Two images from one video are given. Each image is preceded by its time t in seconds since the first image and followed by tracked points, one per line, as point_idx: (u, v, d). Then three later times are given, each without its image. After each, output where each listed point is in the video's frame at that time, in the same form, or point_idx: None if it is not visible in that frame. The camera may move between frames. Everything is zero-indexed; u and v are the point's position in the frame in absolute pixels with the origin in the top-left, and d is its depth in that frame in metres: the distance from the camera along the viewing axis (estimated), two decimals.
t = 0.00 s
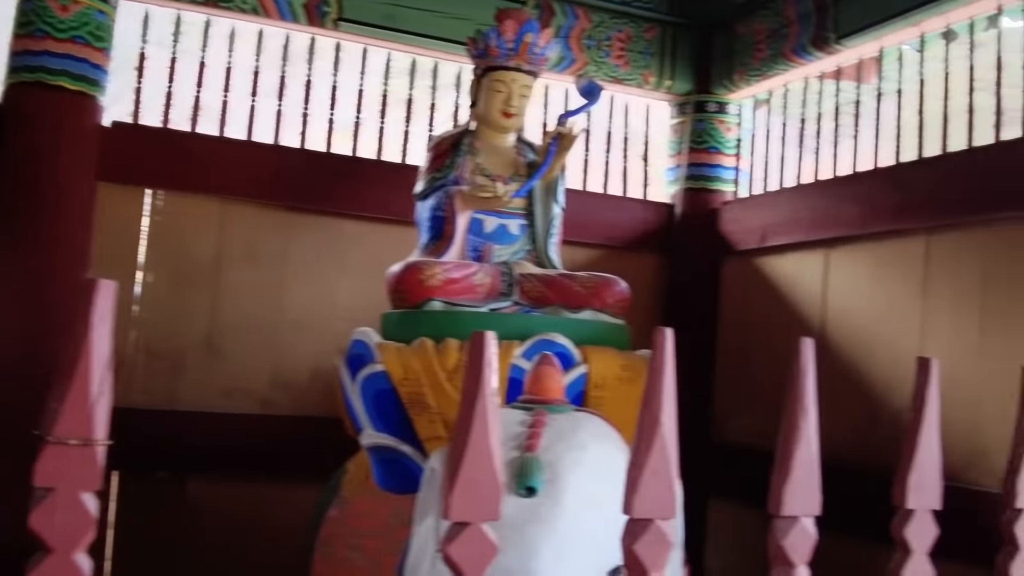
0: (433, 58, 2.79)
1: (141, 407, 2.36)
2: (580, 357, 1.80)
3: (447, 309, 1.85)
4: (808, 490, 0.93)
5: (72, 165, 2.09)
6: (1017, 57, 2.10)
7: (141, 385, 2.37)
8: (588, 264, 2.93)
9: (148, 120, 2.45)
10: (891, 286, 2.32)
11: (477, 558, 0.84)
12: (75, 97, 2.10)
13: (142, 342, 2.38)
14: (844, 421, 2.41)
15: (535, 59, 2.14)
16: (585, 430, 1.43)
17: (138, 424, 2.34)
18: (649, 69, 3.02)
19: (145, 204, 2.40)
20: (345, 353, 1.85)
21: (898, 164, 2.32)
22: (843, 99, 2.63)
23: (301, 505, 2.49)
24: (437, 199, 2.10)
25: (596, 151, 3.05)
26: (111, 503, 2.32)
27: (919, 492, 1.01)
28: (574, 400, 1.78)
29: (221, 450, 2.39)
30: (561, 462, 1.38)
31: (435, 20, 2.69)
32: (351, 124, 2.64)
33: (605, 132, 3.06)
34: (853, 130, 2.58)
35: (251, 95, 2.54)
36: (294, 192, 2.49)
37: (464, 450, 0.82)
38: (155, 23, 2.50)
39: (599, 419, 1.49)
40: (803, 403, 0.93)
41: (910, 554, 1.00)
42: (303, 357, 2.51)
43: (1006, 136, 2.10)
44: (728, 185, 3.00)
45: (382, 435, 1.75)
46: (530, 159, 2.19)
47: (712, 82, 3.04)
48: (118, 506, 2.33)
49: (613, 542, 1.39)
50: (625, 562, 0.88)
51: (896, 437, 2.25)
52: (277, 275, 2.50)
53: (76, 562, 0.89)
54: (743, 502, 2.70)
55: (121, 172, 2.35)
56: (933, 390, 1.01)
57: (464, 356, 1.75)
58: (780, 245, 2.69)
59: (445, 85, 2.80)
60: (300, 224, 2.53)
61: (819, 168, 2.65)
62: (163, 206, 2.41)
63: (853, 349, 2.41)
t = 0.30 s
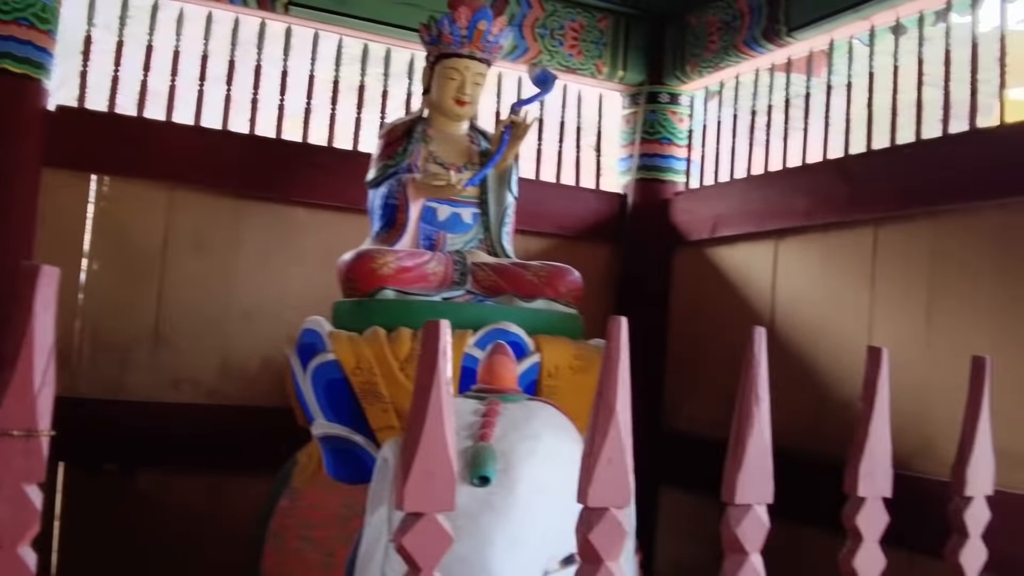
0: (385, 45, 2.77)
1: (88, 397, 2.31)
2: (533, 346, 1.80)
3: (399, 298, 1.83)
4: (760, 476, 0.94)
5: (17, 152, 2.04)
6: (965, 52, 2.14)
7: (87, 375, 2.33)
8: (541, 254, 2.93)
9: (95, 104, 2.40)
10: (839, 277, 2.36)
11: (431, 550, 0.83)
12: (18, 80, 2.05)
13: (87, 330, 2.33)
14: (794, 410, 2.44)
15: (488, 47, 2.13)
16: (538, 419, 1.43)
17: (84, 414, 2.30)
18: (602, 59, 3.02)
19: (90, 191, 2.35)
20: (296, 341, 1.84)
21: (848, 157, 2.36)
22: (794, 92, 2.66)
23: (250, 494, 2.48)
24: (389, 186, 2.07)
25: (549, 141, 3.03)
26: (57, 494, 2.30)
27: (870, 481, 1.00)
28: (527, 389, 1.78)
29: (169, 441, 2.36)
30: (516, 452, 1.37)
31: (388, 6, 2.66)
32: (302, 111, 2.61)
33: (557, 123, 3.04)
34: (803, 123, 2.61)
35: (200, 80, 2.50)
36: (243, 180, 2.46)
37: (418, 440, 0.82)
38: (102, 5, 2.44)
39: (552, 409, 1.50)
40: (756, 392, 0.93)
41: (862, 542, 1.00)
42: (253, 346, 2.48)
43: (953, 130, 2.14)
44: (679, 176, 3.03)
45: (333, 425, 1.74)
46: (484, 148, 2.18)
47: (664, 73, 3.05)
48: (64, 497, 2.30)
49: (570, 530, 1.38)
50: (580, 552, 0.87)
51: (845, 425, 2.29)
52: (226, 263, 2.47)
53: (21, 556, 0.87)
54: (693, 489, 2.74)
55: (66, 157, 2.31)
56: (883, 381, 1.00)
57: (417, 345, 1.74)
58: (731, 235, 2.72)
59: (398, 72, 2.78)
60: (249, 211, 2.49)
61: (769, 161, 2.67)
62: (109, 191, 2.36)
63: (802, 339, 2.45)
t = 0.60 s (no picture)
0: (349, 30, 2.74)
1: (46, 385, 2.27)
2: (501, 334, 1.79)
3: (365, 286, 1.82)
4: (735, 463, 0.94)
5: None
6: (929, 46, 2.16)
7: (46, 364, 2.28)
8: (506, 242, 2.92)
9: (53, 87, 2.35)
10: (803, 267, 2.38)
11: (409, 538, 0.82)
12: None
13: (46, 318, 2.29)
14: (756, 398, 2.47)
15: (455, 33, 2.11)
16: (505, 407, 1.43)
17: (41, 403, 2.26)
18: (568, 47, 3.02)
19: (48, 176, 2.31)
20: (260, 328, 1.81)
21: (811, 148, 2.38)
22: (757, 83, 2.68)
23: (212, 485, 2.45)
24: (355, 172, 2.03)
25: (515, 128, 3.01)
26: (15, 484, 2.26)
27: (842, 467, 0.99)
28: (495, 377, 1.77)
29: (129, 430, 2.33)
30: (483, 440, 1.36)
31: None
32: (264, 96, 2.57)
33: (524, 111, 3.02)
34: (767, 114, 2.63)
35: (160, 64, 2.46)
36: (205, 165, 2.43)
37: (395, 425, 0.80)
38: None
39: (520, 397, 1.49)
40: (732, 378, 0.93)
41: (835, 527, 0.99)
42: (214, 334, 2.45)
43: (915, 123, 2.17)
44: (645, 165, 3.03)
45: (298, 414, 1.72)
46: (451, 135, 2.17)
47: (630, 62, 3.05)
48: (22, 486, 2.26)
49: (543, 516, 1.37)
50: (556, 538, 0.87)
51: (806, 414, 2.31)
52: (187, 250, 2.43)
53: None
54: (657, 477, 2.75)
55: (23, 139, 2.27)
56: (855, 366, 0.98)
57: (384, 333, 1.72)
58: (695, 225, 2.73)
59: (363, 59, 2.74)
60: (209, 198, 2.46)
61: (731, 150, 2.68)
62: (67, 176, 2.32)
63: (767, 328, 2.47)
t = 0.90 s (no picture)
0: (320, 13, 2.70)
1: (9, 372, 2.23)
2: (475, 321, 1.77)
3: (337, 271, 1.79)
4: (721, 450, 0.93)
5: None
6: (903, 35, 2.17)
7: (8, 350, 2.24)
8: (478, 229, 2.90)
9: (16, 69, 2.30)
10: (776, 256, 2.38)
11: (390, 525, 0.80)
12: None
13: (9, 304, 2.24)
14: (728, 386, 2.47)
15: (429, 16, 2.07)
16: (481, 394, 1.41)
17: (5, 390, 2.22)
18: (541, 33, 2.99)
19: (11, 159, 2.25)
20: (229, 314, 1.78)
21: (784, 136, 2.38)
22: (730, 72, 2.67)
23: (179, 473, 2.41)
24: (326, 156, 2.00)
25: (487, 113, 2.98)
26: None
27: (827, 455, 0.98)
28: (469, 364, 1.75)
29: (94, 418, 2.29)
30: (458, 427, 1.34)
31: None
32: (232, 81, 2.53)
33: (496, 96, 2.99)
34: (740, 102, 2.62)
35: (127, 47, 2.41)
36: (171, 148, 2.38)
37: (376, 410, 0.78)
38: None
39: (496, 384, 1.47)
40: (717, 363, 0.92)
41: (819, 514, 0.99)
42: (181, 320, 2.42)
43: (889, 112, 2.17)
44: (617, 153, 3.02)
45: (268, 401, 1.70)
46: (424, 119, 2.15)
47: (603, 49, 3.04)
48: None
49: (517, 505, 1.35)
50: (539, 526, 0.85)
51: (777, 401, 2.32)
52: (153, 234, 2.39)
53: None
54: (629, 465, 2.75)
55: None
56: (840, 352, 0.97)
57: (357, 319, 1.69)
58: (668, 213, 2.72)
59: (334, 43, 2.70)
60: (176, 181, 2.42)
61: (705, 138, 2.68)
62: (31, 158, 2.27)
63: (740, 316, 2.47)
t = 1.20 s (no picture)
0: None
1: None
2: (449, 302, 1.72)
3: (307, 249, 1.72)
4: (712, 435, 0.88)
5: None
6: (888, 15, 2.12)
7: None
8: (454, 211, 2.84)
9: None
10: (756, 240, 2.34)
11: (356, 517, 0.74)
12: None
13: None
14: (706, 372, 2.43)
15: None
16: (457, 376, 1.36)
17: None
18: (518, 11, 2.94)
19: None
20: (195, 294, 1.72)
21: (763, 118, 2.34)
22: (712, 52, 2.62)
23: (145, 459, 2.34)
24: (296, 132, 1.93)
25: (463, 93, 2.91)
26: None
27: (822, 440, 0.94)
28: (444, 346, 1.69)
29: (57, 403, 2.22)
30: (434, 410, 1.29)
31: None
32: (200, 59, 2.45)
33: (473, 76, 2.92)
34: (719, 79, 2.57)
35: (93, 22, 2.34)
36: (138, 124, 2.31)
37: (341, 390, 0.73)
38: None
39: (472, 367, 1.42)
40: (708, 341, 0.87)
41: (813, 503, 0.95)
42: (147, 302, 2.35)
43: (874, 94, 2.13)
44: (596, 135, 2.95)
45: (234, 384, 1.63)
46: (399, 95, 2.09)
47: (582, 28, 2.99)
48: None
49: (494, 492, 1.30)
50: (519, 516, 0.81)
51: (756, 388, 2.29)
52: (118, 213, 2.32)
53: None
54: (606, 451, 2.71)
55: None
56: (836, 334, 0.93)
57: (327, 299, 1.64)
58: (647, 195, 2.67)
59: (306, 17, 2.62)
60: (142, 159, 2.34)
61: (685, 120, 2.63)
62: None
63: (726, 302, 2.45)
